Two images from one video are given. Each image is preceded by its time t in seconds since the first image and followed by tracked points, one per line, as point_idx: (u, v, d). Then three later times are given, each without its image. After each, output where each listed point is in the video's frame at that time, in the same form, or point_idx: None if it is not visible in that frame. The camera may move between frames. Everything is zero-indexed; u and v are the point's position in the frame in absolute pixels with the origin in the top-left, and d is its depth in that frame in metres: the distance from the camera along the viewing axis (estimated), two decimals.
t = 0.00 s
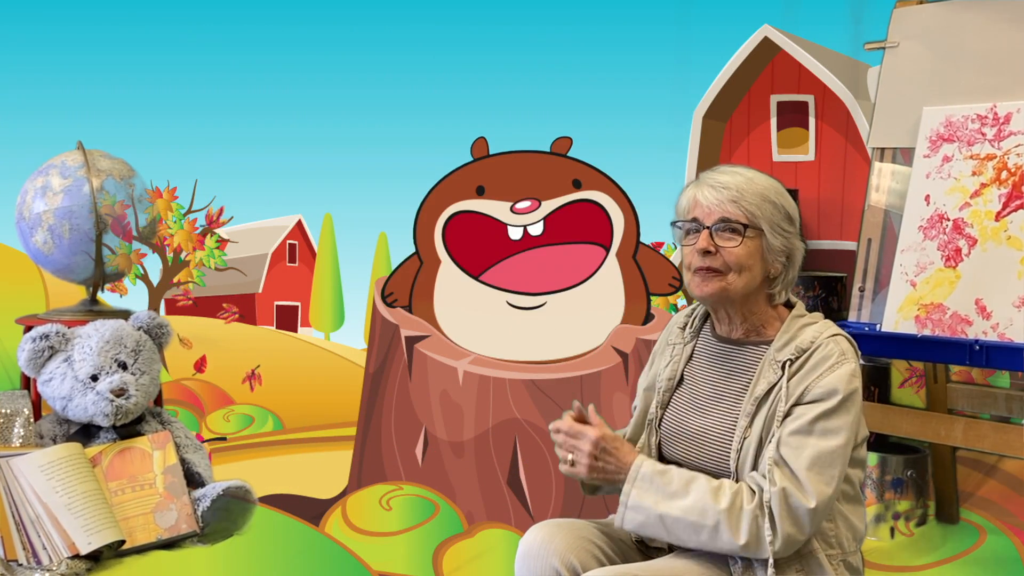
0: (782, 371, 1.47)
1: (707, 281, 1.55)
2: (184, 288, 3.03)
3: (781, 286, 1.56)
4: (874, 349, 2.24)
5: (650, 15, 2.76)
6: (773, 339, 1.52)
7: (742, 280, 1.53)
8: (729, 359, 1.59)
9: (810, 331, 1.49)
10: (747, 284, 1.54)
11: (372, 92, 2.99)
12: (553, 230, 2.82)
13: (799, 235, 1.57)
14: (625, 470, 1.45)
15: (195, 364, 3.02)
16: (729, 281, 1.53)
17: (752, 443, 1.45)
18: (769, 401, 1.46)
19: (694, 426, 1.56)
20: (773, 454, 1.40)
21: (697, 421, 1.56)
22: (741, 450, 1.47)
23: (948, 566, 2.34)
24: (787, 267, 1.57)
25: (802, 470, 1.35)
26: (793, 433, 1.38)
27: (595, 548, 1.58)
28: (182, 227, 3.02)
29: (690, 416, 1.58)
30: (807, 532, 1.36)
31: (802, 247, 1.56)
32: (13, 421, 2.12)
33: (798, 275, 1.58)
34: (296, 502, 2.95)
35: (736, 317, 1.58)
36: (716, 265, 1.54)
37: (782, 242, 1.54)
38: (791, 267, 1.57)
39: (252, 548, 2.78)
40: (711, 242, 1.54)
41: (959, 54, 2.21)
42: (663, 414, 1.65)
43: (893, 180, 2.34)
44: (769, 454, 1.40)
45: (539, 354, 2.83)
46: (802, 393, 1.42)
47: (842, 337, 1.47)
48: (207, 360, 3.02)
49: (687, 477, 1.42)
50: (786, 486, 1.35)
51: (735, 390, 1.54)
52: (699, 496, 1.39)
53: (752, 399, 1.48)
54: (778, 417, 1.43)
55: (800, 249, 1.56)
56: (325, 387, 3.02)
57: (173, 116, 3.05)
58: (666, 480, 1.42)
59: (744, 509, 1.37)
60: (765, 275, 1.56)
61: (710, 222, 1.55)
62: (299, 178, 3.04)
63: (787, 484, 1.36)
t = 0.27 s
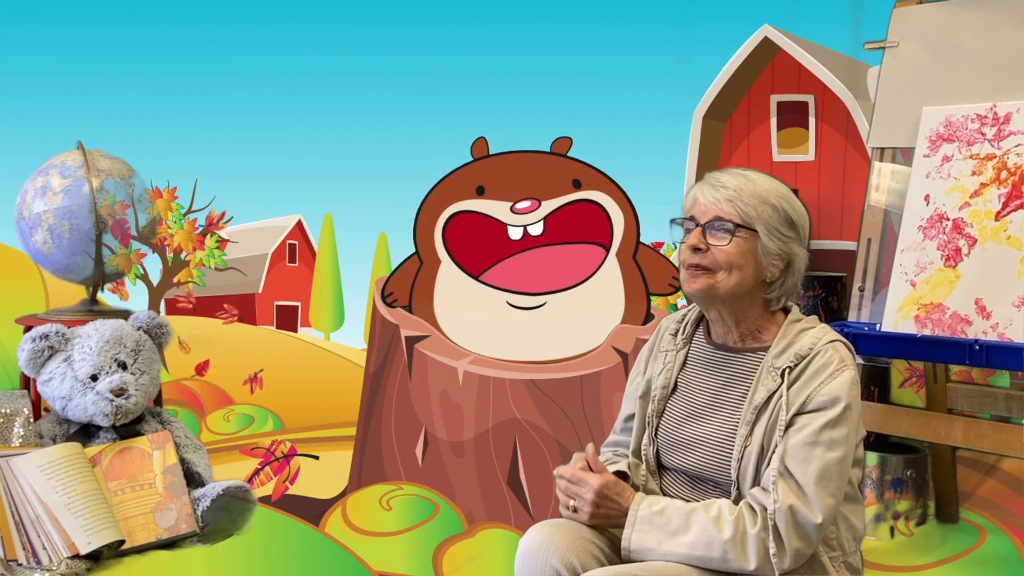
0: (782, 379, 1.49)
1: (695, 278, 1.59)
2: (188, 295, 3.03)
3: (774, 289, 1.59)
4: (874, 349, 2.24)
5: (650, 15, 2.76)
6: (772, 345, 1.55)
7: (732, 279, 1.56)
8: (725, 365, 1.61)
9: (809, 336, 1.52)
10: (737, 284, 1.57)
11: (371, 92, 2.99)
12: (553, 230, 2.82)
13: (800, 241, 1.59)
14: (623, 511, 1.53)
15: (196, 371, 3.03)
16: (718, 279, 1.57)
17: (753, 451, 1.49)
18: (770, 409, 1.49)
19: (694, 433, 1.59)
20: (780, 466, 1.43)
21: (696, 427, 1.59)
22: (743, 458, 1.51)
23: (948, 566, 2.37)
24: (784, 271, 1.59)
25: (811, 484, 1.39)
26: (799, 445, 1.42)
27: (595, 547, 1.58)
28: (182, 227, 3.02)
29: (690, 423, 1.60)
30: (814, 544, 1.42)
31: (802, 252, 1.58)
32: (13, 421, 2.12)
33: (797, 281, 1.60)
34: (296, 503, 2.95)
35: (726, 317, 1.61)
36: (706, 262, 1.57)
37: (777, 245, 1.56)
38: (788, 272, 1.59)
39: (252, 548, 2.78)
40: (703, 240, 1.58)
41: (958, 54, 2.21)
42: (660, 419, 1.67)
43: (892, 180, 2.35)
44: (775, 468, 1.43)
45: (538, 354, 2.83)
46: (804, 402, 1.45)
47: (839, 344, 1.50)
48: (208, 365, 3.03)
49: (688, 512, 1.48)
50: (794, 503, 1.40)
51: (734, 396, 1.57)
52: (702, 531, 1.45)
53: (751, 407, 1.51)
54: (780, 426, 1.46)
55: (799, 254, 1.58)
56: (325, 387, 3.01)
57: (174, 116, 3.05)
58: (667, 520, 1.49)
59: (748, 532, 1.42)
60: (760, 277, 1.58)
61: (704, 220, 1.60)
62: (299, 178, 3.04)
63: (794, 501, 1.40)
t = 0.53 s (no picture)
0: (774, 394, 1.49)
1: (672, 283, 1.63)
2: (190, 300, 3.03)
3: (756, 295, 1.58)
4: (874, 349, 2.23)
5: (650, 14, 2.75)
6: (766, 357, 1.54)
7: (706, 285, 1.58)
8: (721, 373, 1.62)
9: (804, 350, 1.52)
10: (711, 289, 1.58)
11: (371, 92, 2.99)
12: (553, 230, 2.82)
13: (788, 247, 1.54)
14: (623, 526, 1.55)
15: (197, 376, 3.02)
16: (692, 284, 1.60)
17: (745, 465, 1.49)
18: (762, 424, 1.48)
19: (690, 439, 1.60)
20: (778, 488, 1.43)
21: (691, 434, 1.60)
22: (736, 470, 1.51)
23: (948, 566, 2.37)
24: (768, 277, 1.57)
25: (811, 509, 1.39)
26: (797, 468, 1.41)
27: (593, 547, 1.59)
28: (182, 227, 3.02)
29: (686, 429, 1.62)
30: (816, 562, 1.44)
31: (786, 258, 1.54)
32: (13, 421, 2.12)
33: (783, 288, 1.56)
34: (297, 503, 2.93)
35: (708, 322, 1.63)
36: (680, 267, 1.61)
37: (754, 251, 1.54)
38: (772, 278, 1.56)
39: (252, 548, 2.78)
40: (680, 246, 1.62)
41: (959, 53, 2.20)
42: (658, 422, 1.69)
43: (892, 180, 2.35)
44: (772, 490, 1.44)
45: (538, 355, 2.83)
46: (796, 419, 1.44)
47: (834, 358, 1.49)
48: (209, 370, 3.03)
49: (689, 530, 1.49)
50: (795, 527, 1.41)
51: (729, 404, 1.58)
52: (702, 550, 1.46)
53: (743, 420, 1.51)
54: (772, 443, 1.46)
55: (782, 261, 1.54)
56: (325, 387, 3.02)
57: (173, 116, 3.05)
58: (668, 537, 1.50)
59: (749, 557, 1.44)
60: (741, 284, 1.58)
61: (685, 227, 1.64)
62: (299, 178, 3.04)
63: (793, 524, 1.41)
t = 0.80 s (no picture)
0: (777, 401, 1.49)
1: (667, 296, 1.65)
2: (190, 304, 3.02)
3: (747, 302, 1.57)
4: (874, 349, 2.23)
5: (650, 14, 2.75)
6: (771, 362, 1.54)
7: (698, 296, 1.60)
8: (725, 375, 1.63)
9: (809, 357, 1.51)
10: (703, 300, 1.60)
11: (371, 92, 2.99)
12: (553, 230, 2.82)
13: (774, 251, 1.53)
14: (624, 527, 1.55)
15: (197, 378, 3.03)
16: (685, 296, 1.61)
17: (745, 470, 1.49)
18: (764, 430, 1.49)
19: (692, 441, 1.61)
20: (781, 496, 1.43)
21: (693, 436, 1.61)
22: (736, 474, 1.52)
23: (948, 566, 2.38)
24: (758, 283, 1.55)
25: (814, 518, 1.39)
26: (800, 477, 1.42)
27: (594, 546, 1.59)
28: (182, 227, 3.02)
29: (687, 430, 1.62)
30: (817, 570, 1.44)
31: (772, 263, 1.52)
32: (13, 421, 2.11)
33: (775, 293, 1.54)
34: (296, 502, 2.96)
35: (706, 330, 1.64)
36: (672, 280, 1.63)
37: (739, 259, 1.54)
38: (763, 284, 1.55)
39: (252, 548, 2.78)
40: (671, 258, 1.64)
41: (959, 53, 2.20)
42: (660, 422, 1.70)
43: (892, 179, 2.35)
44: (774, 497, 1.44)
45: (538, 355, 2.83)
46: (799, 428, 1.44)
47: (839, 367, 1.49)
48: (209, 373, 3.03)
49: (691, 532, 1.49)
50: (796, 535, 1.41)
51: (733, 408, 1.58)
52: (704, 552, 1.47)
53: (745, 425, 1.51)
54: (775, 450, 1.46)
55: (767, 266, 1.52)
56: (324, 388, 3.01)
57: (174, 116, 3.05)
58: (669, 537, 1.50)
59: (751, 563, 1.44)
60: (732, 292, 1.58)
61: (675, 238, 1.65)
62: (299, 178, 3.04)
63: (795, 532, 1.41)
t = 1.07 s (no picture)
0: (778, 402, 1.49)
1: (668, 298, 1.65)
2: (190, 308, 3.03)
3: (749, 302, 1.57)
4: (874, 348, 2.23)
5: (650, 13, 2.75)
6: (772, 363, 1.54)
7: (699, 298, 1.60)
8: (726, 376, 1.63)
9: (810, 358, 1.51)
10: (704, 302, 1.60)
11: (371, 92, 2.99)
12: (553, 230, 2.82)
13: (773, 251, 1.53)
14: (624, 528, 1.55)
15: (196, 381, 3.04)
16: (686, 298, 1.61)
17: (746, 471, 1.49)
18: (764, 431, 1.49)
19: (692, 441, 1.61)
20: (782, 497, 1.43)
21: (693, 436, 1.61)
22: (737, 475, 1.52)
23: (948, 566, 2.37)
24: (759, 283, 1.55)
25: (815, 519, 1.39)
26: (801, 478, 1.41)
27: (594, 546, 1.59)
28: (182, 227, 3.02)
29: (687, 431, 1.62)
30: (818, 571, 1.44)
31: (772, 263, 1.52)
32: (14, 421, 2.11)
33: (776, 293, 1.54)
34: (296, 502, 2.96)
35: (708, 331, 1.64)
36: (672, 283, 1.63)
37: (739, 260, 1.54)
38: (763, 284, 1.55)
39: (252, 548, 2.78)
40: (670, 261, 1.64)
41: (959, 53, 2.20)
42: (659, 422, 1.70)
43: (892, 179, 2.35)
44: (775, 498, 1.44)
45: (538, 355, 2.83)
46: (800, 429, 1.44)
47: (840, 367, 1.48)
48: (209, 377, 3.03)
49: (691, 533, 1.49)
50: (797, 536, 1.41)
51: (733, 408, 1.58)
52: (704, 553, 1.47)
53: (746, 426, 1.51)
54: (776, 451, 1.46)
55: (768, 266, 1.52)
56: (325, 388, 3.01)
57: (174, 116, 3.05)
58: (670, 538, 1.50)
59: (751, 564, 1.44)
60: (733, 293, 1.58)
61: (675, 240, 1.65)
62: (299, 178, 3.04)
63: (795, 532, 1.42)
